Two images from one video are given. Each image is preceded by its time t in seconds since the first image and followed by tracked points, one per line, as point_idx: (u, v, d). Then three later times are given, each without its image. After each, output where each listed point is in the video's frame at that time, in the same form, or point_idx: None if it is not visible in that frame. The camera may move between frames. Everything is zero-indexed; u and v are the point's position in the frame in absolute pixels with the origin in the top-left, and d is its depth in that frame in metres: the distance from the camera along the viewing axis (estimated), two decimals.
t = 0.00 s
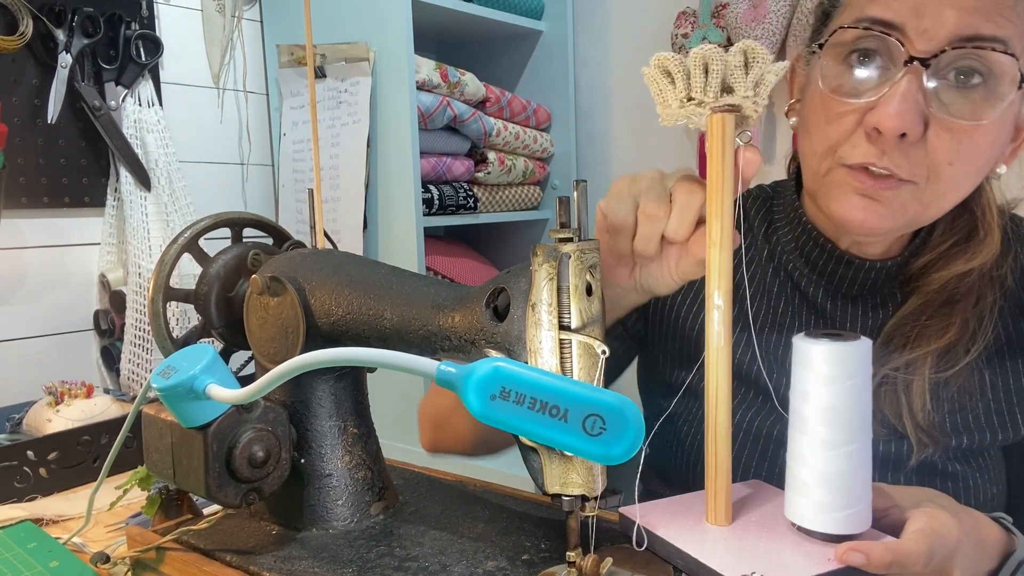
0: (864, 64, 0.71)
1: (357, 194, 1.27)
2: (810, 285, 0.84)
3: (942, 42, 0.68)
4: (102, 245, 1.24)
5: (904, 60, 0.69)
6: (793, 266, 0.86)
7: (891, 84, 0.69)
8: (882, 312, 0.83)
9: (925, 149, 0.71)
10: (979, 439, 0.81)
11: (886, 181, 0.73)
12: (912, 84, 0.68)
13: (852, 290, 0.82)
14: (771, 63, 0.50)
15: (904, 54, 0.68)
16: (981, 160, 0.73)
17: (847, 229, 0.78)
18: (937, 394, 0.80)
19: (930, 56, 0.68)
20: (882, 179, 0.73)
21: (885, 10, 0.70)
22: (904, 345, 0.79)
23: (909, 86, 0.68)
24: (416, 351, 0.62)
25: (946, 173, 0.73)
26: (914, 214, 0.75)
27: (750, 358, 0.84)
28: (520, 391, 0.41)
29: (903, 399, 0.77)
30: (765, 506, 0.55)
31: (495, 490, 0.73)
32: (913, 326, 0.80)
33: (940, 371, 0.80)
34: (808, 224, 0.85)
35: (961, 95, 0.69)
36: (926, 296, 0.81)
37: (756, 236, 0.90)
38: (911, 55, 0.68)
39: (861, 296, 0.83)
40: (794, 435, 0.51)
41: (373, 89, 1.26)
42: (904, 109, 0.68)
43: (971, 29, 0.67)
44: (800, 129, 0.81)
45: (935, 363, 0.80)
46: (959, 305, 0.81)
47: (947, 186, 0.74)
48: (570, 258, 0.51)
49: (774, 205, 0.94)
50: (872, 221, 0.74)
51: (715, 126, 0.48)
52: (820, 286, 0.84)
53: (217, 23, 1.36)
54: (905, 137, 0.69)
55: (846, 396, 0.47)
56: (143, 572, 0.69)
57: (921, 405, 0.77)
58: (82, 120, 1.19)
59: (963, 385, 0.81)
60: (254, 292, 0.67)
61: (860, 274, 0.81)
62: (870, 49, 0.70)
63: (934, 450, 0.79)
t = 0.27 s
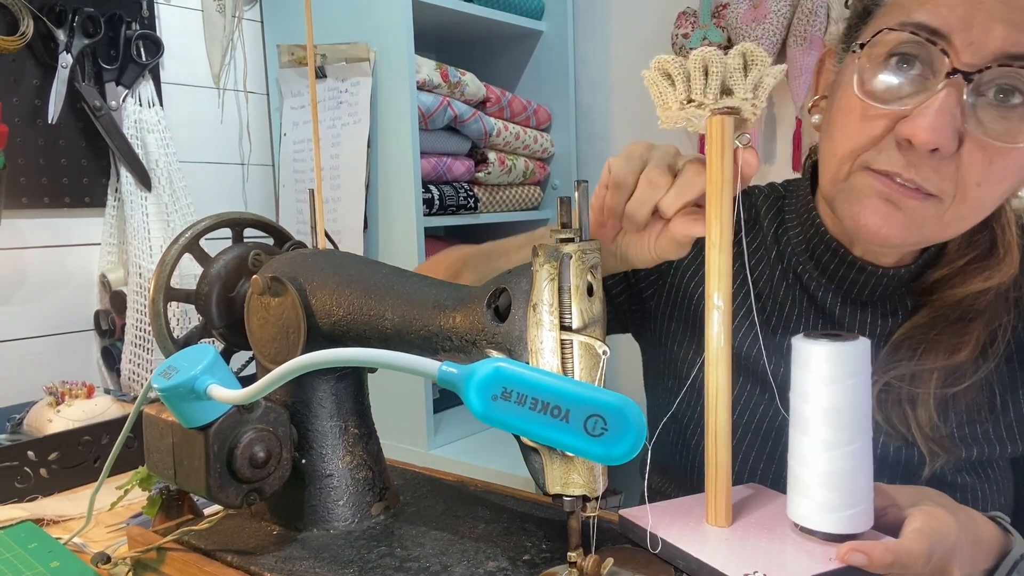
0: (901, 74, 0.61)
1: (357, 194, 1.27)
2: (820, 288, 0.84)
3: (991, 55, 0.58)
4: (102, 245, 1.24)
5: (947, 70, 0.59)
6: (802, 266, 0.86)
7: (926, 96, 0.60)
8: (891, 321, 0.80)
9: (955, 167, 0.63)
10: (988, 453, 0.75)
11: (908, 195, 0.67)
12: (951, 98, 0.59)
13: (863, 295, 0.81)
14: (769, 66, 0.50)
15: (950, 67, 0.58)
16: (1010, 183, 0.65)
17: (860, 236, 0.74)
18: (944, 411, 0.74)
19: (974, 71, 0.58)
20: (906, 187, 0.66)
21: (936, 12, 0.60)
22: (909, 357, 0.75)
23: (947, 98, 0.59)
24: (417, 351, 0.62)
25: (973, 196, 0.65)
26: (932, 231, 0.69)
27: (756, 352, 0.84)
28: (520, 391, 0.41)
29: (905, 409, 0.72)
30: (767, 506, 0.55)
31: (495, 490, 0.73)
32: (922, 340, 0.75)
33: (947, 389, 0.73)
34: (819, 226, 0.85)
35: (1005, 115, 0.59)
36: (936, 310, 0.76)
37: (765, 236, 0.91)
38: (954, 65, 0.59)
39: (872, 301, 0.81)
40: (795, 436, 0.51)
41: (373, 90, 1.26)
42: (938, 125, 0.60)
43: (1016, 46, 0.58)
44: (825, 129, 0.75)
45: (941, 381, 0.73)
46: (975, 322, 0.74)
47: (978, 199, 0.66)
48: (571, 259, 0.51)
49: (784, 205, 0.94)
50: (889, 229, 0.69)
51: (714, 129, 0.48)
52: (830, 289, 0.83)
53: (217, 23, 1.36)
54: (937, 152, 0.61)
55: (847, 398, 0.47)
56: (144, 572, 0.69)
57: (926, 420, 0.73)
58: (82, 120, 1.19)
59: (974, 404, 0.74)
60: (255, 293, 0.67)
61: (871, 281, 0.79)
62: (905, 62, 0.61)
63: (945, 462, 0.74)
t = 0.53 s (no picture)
0: (920, 65, 0.65)
1: (357, 194, 1.27)
2: (824, 289, 0.81)
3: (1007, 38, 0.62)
4: (102, 245, 1.24)
5: (968, 51, 0.62)
6: (806, 266, 0.83)
7: (946, 77, 0.64)
8: (899, 323, 0.79)
9: (973, 152, 0.65)
10: (994, 459, 0.80)
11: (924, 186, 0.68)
12: (970, 78, 0.62)
13: (870, 297, 0.78)
14: (778, 63, 0.49)
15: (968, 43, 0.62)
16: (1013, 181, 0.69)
17: (869, 236, 0.75)
18: (950, 418, 0.79)
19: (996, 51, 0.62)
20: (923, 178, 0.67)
21: None
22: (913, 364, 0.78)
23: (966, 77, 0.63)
24: (416, 351, 0.62)
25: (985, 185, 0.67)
26: (943, 224, 0.70)
27: (756, 353, 0.85)
28: (520, 391, 0.41)
29: (913, 413, 0.78)
30: (765, 506, 0.55)
31: (495, 490, 0.73)
32: (929, 346, 0.78)
33: (953, 398, 0.78)
34: (824, 225, 0.82)
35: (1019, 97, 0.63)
36: (946, 316, 0.78)
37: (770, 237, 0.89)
38: (976, 46, 0.62)
39: (877, 306, 0.79)
40: (801, 437, 0.51)
41: (373, 90, 1.26)
42: (958, 105, 0.62)
43: None
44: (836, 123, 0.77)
45: (947, 390, 0.78)
46: (983, 331, 0.78)
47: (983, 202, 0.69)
48: (570, 258, 0.51)
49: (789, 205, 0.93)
50: (903, 221, 0.69)
51: (724, 125, 0.48)
52: (834, 291, 0.80)
53: (217, 23, 1.36)
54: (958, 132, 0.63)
55: (853, 399, 0.47)
56: (143, 572, 0.69)
57: (932, 425, 0.77)
58: (82, 120, 1.19)
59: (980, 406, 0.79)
60: (254, 292, 0.67)
61: (879, 283, 0.76)
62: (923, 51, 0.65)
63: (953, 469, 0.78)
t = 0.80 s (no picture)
0: (916, 45, 0.68)
1: (357, 194, 1.27)
2: (827, 287, 0.81)
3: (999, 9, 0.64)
4: (102, 245, 1.24)
5: (962, 22, 0.65)
6: (809, 265, 0.83)
7: (942, 49, 0.66)
8: (903, 323, 0.80)
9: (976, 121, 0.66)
10: (997, 465, 0.79)
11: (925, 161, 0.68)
12: (964, 48, 0.65)
13: (873, 295, 0.78)
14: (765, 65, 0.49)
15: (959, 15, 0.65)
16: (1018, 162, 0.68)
17: (874, 227, 0.75)
18: (954, 420, 0.78)
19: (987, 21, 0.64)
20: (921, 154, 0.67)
21: None
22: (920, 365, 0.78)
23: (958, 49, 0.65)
24: (416, 351, 0.62)
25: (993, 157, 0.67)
26: (948, 213, 0.70)
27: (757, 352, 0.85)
28: (519, 391, 0.41)
29: (918, 418, 0.77)
30: (765, 507, 0.55)
31: (495, 490, 0.73)
32: (935, 347, 0.78)
33: (958, 401, 0.78)
34: (826, 222, 0.82)
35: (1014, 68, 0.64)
36: (950, 315, 0.77)
37: (774, 235, 0.89)
38: (969, 16, 0.65)
39: (881, 305, 0.79)
40: (798, 439, 0.51)
41: (373, 90, 1.26)
42: (956, 72, 0.64)
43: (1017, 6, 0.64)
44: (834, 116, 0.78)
45: (952, 392, 0.77)
46: (990, 329, 0.77)
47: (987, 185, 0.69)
48: (570, 258, 0.51)
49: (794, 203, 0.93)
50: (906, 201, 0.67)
51: (714, 128, 0.48)
52: (838, 290, 0.81)
53: (217, 22, 1.35)
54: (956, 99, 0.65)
55: (850, 398, 0.47)
56: (143, 572, 0.69)
57: (935, 427, 0.76)
58: (82, 120, 1.19)
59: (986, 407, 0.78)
60: (254, 292, 0.67)
61: (883, 281, 0.77)
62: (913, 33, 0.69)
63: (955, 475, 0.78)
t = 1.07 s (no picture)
0: (899, 46, 0.69)
1: (357, 194, 1.27)
2: (824, 285, 0.81)
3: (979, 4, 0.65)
4: (102, 245, 1.24)
5: (942, 18, 0.66)
6: (806, 263, 0.83)
7: (925, 47, 0.67)
8: (900, 320, 0.80)
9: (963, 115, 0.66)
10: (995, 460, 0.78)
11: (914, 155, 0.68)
12: (947, 44, 0.65)
13: (870, 293, 0.78)
14: (755, 66, 0.49)
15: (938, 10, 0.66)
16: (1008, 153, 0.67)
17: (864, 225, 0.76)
18: (952, 415, 0.77)
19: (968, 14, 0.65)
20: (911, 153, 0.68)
21: None
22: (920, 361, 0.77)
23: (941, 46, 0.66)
24: (416, 352, 0.62)
25: (981, 148, 0.66)
26: (942, 207, 0.69)
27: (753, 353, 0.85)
28: (520, 391, 0.41)
29: (917, 415, 0.76)
30: (766, 507, 0.55)
31: (495, 490, 0.73)
32: (933, 343, 0.77)
33: (957, 396, 0.76)
34: (823, 222, 0.82)
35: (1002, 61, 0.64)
36: (946, 311, 0.77)
37: (773, 234, 0.89)
38: (948, 12, 0.65)
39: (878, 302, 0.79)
40: (793, 440, 0.51)
41: (373, 90, 1.26)
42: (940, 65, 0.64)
43: None
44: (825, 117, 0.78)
45: (951, 387, 0.76)
46: (987, 322, 0.77)
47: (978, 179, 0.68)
48: (570, 259, 0.51)
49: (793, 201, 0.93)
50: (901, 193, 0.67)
51: (708, 129, 0.48)
52: (835, 288, 0.81)
53: (217, 23, 1.36)
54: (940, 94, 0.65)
55: (845, 400, 0.47)
56: (143, 572, 0.69)
57: (934, 422, 0.75)
58: (83, 120, 1.19)
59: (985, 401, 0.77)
60: (254, 292, 0.67)
61: (879, 279, 0.77)
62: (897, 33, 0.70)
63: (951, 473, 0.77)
